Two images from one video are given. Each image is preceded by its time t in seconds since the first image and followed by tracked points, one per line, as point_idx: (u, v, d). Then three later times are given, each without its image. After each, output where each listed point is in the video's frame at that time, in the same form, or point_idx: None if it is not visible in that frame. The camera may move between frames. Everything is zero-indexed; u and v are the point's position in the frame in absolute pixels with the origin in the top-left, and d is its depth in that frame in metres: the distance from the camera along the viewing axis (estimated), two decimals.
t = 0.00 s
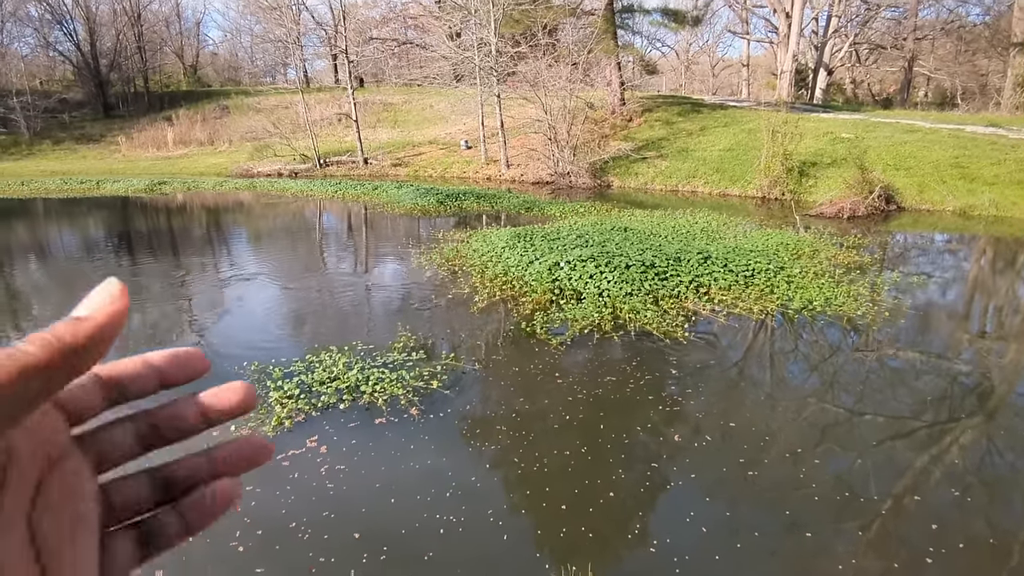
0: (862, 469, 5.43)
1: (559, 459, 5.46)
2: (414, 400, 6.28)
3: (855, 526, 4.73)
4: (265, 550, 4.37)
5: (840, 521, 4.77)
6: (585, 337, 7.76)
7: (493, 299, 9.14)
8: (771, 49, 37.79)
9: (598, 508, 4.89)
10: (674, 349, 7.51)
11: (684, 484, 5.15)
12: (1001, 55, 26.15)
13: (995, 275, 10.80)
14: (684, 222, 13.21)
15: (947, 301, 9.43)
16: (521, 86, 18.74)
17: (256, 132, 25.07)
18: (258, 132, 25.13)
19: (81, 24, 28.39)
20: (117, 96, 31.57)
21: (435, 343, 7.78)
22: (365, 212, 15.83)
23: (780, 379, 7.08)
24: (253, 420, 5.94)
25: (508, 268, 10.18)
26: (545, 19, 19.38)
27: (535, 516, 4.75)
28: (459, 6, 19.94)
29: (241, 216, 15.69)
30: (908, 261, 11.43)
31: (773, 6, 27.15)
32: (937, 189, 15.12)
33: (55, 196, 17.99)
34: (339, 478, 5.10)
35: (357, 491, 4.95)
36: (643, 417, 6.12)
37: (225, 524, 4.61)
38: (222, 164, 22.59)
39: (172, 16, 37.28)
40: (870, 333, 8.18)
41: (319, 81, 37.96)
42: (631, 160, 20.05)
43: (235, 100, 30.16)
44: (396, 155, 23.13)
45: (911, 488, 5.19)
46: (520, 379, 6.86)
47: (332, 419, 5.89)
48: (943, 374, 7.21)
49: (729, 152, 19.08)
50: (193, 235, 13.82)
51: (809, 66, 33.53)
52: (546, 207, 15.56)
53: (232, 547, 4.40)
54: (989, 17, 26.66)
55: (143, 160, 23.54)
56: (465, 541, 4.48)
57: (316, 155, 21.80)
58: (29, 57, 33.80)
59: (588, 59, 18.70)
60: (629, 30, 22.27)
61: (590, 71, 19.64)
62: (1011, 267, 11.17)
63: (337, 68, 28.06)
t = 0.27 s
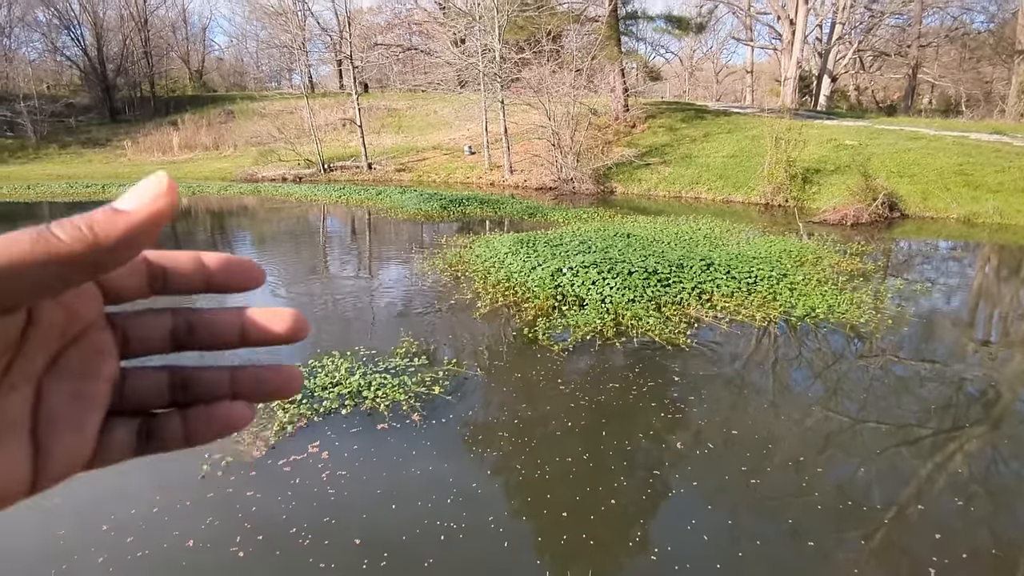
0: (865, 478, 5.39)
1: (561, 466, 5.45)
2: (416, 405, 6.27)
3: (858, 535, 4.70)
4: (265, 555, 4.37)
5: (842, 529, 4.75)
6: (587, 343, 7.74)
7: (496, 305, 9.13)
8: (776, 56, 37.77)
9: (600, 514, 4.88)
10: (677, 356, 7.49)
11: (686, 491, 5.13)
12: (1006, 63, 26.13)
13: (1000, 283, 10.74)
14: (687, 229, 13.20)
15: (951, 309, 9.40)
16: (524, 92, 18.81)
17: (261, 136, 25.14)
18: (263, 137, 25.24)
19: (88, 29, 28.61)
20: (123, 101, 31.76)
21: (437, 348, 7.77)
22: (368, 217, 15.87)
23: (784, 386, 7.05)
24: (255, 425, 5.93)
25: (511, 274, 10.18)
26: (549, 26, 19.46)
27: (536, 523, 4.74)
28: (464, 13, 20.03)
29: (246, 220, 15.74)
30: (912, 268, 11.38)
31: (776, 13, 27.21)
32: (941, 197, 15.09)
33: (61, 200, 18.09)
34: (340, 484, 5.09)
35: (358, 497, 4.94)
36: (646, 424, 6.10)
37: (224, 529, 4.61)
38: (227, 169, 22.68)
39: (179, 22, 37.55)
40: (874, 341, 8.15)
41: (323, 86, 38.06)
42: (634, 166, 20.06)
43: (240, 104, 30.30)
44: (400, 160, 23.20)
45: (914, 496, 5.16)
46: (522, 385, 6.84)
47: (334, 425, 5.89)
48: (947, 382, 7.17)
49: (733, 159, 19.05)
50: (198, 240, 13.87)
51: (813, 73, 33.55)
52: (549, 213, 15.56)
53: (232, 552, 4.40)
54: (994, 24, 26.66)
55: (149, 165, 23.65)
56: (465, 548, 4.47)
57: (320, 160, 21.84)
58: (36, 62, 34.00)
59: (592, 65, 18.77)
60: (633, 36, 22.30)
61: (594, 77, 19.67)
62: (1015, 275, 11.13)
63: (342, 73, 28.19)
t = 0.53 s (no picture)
0: (867, 483, 5.38)
1: (561, 471, 5.43)
2: (416, 410, 6.26)
3: (859, 541, 4.68)
4: (263, 560, 4.36)
5: (844, 535, 4.73)
6: (587, 347, 7.73)
7: (496, 309, 9.12)
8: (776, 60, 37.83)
9: (599, 519, 4.86)
10: (677, 361, 7.47)
11: (686, 496, 5.11)
12: (1007, 67, 26.15)
13: (1002, 287, 10.72)
14: (688, 233, 13.20)
15: (952, 314, 9.39)
16: (525, 97, 18.84)
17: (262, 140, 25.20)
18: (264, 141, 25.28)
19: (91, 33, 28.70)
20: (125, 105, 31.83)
21: (437, 352, 7.76)
22: (369, 221, 15.87)
23: (785, 390, 7.03)
24: (254, 429, 5.92)
25: (511, 278, 10.18)
26: (550, 30, 19.50)
27: (536, 528, 4.72)
28: (465, 17, 20.08)
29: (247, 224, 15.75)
30: (913, 273, 11.36)
31: (777, 17, 27.26)
32: (942, 201, 15.08)
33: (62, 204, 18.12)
34: (339, 489, 5.08)
35: (357, 502, 4.93)
36: (647, 429, 6.08)
37: (222, 534, 4.59)
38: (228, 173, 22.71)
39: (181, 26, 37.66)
40: (875, 345, 8.13)
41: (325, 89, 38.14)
42: (635, 170, 20.07)
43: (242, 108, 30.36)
44: (401, 164, 23.23)
45: (916, 501, 5.14)
46: (522, 390, 6.83)
47: (333, 429, 5.88)
48: (948, 387, 7.15)
49: (733, 163, 19.06)
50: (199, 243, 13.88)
51: (814, 77, 33.57)
52: (550, 217, 15.57)
53: (230, 557, 4.38)
54: (995, 29, 26.68)
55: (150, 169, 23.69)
56: (464, 553, 4.46)
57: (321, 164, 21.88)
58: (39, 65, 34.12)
59: (593, 69, 18.80)
60: (634, 41, 22.33)
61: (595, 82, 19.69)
62: (1017, 279, 11.11)
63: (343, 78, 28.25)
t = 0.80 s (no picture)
0: (865, 484, 5.38)
1: (559, 475, 5.42)
2: (412, 414, 6.25)
3: (858, 542, 4.68)
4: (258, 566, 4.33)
5: (843, 536, 4.73)
6: (584, 350, 7.74)
7: (493, 312, 9.13)
8: (770, 63, 38.05)
9: (596, 524, 4.85)
10: (674, 363, 7.48)
11: (684, 499, 5.11)
12: (1000, 69, 26.34)
13: (997, 288, 10.77)
14: (684, 236, 13.23)
15: (948, 314, 9.42)
16: (522, 100, 18.91)
17: (259, 144, 25.24)
18: (260, 145, 25.27)
19: (86, 38, 28.71)
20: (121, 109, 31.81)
21: (434, 356, 7.76)
22: (366, 225, 15.89)
23: (782, 392, 7.04)
24: (250, 434, 5.91)
25: (507, 281, 10.19)
26: (546, 34, 19.58)
27: (533, 532, 4.71)
28: (461, 21, 20.15)
29: (243, 228, 15.75)
30: (909, 274, 11.40)
31: (772, 20, 27.43)
32: (937, 203, 15.15)
33: (57, 209, 18.08)
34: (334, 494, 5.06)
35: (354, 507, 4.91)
36: (645, 432, 6.08)
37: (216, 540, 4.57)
38: (224, 177, 22.69)
39: (177, 31, 37.71)
40: (871, 346, 8.16)
41: (321, 94, 38.20)
42: (631, 173, 20.12)
43: (238, 112, 30.38)
44: (397, 168, 23.25)
45: (914, 502, 5.14)
46: (520, 393, 6.83)
47: (329, 434, 5.86)
48: (945, 388, 7.17)
49: (729, 165, 19.13)
50: (195, 248, 13.87)
51: (809, 80, 33.75)
52: (546, 220, 15.61)
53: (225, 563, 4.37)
54: (987, 31, 26.89)
55: (146, 173, 23.66)
56: (462, 558, 4.44)
57: (318, 168, 21.90)
58: (35, 70, 34.16)
59: (588, 73, 18.88)
60: (630, 44, 22.44)
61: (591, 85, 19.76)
62: (1012, 280, 11.15)
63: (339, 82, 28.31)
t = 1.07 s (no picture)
0: (857, 482, 5.40)
1: (552, 478, 5.41)
2: (403, 420, 6.22)
3: (851, 540, 4.70)
4: None
5: (835, 535, 4.74)
6: (575, 353, 7.74)
7: (484, 316, 9.12)
8: (758, 65, 38.32)
9: (589, 527, 4.84)
10: (665, 365, 7.50)
11: (677, 500, 5.11)
12: (983, 70, 26.65)
13: (984, 286, 10.86)
14: (674, 238, 13.28)
15: (936, 313, 9.50)
16: (511, 104, 18.95)
17: (248, 151, 25.12)
18: (250, 152, 25.15)
19: (72, 45, 28.51)
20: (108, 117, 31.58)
21: (425, 362, 7.73)
22: (356, 230, 15.83)
23: (774, 392, 7.06)
24: (240, 443, 5.86)
25: (498, 285, 10.18)
26: (534, 38, 19.63)
27: (526, 536, 4.69)
28: (450, 26, 20.17)
29: (233, 235, 15.66)
30: (897, 273, 11.49)
31: (758, 23, 27.65)
32: (923, 202, 15.29)
33: (44, 218, 17.91)
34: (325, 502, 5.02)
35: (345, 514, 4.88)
36: (637, 434, 6.07)
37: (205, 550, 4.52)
38: (213, 184, 22.56)
39: (165, 38, 37.54)
40: (861, 346, 8.21)
41: (311, 100, 38.11)
42: (621, 176, 20.18)
43: (227, 119, 30.24)
44: (387, 173, 23.20)
45: (905, 500, 5.17)
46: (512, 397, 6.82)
47: (320, 441, 5.82)
48: (935, 386, 7.22)
49: (718, 167, 19.23)
50: (184, 256, 13.77)
51: (796, 82, 34.02)
52: (537, 223, 15.62)
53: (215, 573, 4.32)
54: (971, 32, 27.22)
55: (134, 181, 23.49)
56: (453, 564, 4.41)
57: (308, 174, 21.81)
58: (20, 78, 33.86)
59: (577, 76, 18.95)
60: (618, 47, 22.53)
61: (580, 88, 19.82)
62: (999, 278, 11.26)
63: (329, 87, 28.25)
